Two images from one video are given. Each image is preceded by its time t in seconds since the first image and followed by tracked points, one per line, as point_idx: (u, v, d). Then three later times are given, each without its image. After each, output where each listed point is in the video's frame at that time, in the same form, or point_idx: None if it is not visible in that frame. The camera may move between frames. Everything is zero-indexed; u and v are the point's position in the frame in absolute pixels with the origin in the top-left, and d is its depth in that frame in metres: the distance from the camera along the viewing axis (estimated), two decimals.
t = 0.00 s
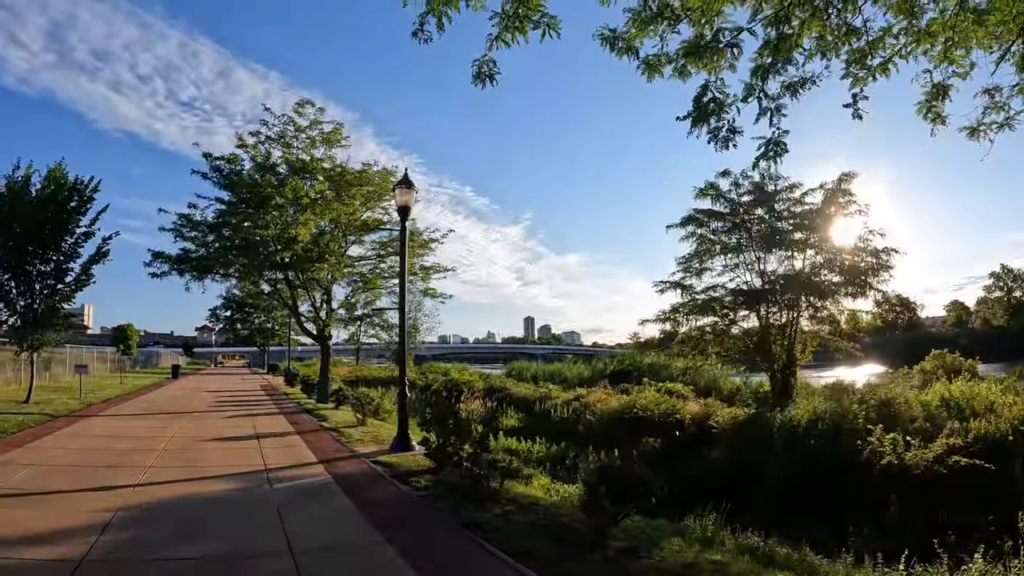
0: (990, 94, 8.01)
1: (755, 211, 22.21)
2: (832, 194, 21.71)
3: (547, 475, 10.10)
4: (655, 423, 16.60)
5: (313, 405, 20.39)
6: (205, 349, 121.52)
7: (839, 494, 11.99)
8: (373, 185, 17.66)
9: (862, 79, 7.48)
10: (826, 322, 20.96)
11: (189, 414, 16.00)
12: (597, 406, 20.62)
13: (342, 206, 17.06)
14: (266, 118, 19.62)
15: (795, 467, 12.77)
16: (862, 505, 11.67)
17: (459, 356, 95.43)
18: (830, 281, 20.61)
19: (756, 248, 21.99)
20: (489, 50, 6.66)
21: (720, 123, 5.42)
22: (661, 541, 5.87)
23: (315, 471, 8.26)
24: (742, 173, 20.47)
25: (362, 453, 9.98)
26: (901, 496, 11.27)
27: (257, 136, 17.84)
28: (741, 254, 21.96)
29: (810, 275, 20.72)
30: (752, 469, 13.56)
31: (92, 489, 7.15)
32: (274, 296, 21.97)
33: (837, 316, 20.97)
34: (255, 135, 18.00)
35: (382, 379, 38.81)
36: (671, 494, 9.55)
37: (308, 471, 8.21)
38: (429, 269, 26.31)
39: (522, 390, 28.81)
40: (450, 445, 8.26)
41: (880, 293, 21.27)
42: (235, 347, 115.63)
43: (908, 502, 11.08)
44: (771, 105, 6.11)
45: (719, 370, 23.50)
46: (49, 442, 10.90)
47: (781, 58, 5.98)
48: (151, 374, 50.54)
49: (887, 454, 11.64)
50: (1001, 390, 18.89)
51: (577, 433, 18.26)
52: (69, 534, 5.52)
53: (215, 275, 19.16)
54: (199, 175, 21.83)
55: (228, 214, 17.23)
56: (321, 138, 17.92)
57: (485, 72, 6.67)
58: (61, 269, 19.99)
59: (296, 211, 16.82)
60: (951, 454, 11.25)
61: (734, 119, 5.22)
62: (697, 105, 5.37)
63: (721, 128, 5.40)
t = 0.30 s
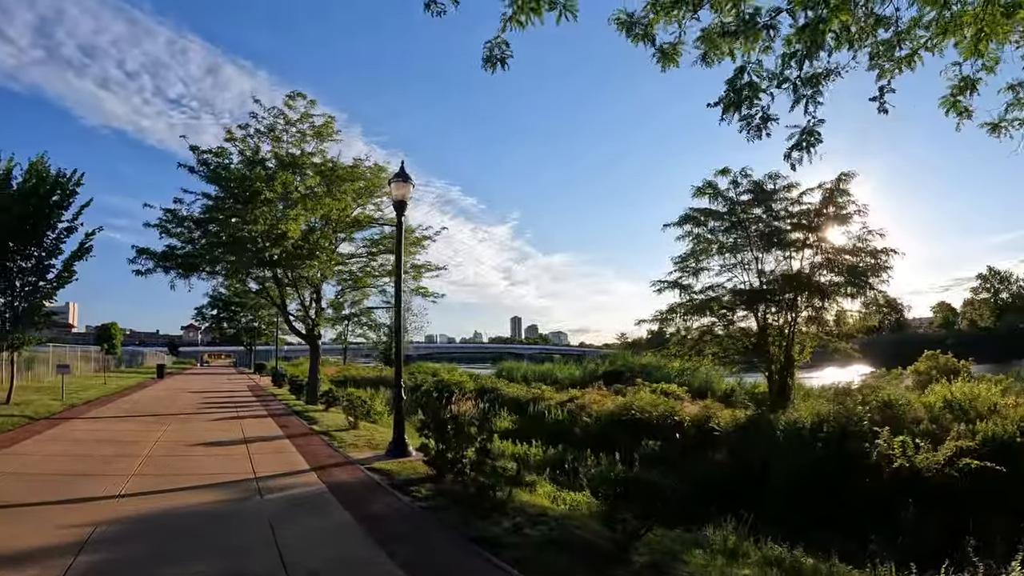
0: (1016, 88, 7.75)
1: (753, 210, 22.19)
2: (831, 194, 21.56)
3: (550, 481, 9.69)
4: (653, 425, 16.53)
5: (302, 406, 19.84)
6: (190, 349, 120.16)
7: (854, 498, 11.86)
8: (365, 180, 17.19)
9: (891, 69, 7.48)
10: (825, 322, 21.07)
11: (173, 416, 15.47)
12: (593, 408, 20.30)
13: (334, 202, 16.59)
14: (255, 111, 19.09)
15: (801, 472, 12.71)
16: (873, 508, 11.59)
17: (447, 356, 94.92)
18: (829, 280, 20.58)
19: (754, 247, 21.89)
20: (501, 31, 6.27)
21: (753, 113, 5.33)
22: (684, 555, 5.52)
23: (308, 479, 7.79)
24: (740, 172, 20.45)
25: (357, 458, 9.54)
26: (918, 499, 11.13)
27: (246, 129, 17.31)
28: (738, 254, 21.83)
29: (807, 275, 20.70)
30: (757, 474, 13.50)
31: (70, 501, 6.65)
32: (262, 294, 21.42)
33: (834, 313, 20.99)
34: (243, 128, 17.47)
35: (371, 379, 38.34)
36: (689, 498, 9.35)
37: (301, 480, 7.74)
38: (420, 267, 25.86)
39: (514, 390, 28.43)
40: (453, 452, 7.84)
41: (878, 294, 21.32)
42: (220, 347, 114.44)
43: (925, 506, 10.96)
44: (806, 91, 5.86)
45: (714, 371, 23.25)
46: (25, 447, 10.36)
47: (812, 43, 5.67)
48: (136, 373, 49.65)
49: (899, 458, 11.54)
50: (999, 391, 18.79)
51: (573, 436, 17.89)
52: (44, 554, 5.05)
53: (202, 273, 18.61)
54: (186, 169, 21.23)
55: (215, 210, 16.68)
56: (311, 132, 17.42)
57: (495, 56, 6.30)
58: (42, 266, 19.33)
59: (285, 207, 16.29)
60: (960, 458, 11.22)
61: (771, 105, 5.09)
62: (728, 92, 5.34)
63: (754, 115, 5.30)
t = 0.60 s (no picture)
0: None
1: (753, 206, 21.87)
2: (831, 190, 21.26)
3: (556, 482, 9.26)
4: (655, 425, 16.29)
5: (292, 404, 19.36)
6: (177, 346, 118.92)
7: (867, 497, 11.46)
8: (359, 171, 16.70)
9: (921, 54, 7.24)
10: (826, 319, 20.88)
11: (160, 414, 14.94)
12: (590, 406, 19.95)
13: (327, 193, 16.11)
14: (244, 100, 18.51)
15: (811, 471, 12.58)
16: (890, 509, 11.16)
17: (437, 354, 94.39)
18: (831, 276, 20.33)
19: (753, 244, 21.59)
20: (515, 2, 5.83)
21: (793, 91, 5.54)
22: (714, 564, 5.15)
23: (300, 483, 7.27)
24: (741, 168, 20.18)
25: (352, 459, 9.09)
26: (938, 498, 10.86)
27: (236, 118, 16.76)
28: (738, 250, 21.61)
29: (808, 272, 20.46)
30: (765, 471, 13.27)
31: (42, 507, 6.10)
32: (251, 289, 20.82)
33: (839, 306, 20.74)
34: (233, 117, 16.92)
35: (361, 377, 37.83)
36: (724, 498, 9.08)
37: (292, 483, 7.23)
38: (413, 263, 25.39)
39: (508, 388, 28.04)
40: (456, 454, 7.37)
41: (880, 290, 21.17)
42: (208, 345, 113.38)
43: (947, 506, 10.68)
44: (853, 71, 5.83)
45: (712, 369, 22.97)
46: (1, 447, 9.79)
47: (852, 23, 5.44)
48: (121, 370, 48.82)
49: (915, 457, 11.36)
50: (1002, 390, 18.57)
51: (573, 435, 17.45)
52: (17, 566, 4.57)
53: (190, 266, 18.06)
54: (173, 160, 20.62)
55: (203, 201, 16.13)
56: (303, 122, 16.89)
57: (509, 31, 5.88)
58: (25, 258, 18.66)
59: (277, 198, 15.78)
60: (973, 457, 11.19)
61: (806, 91, 5.14)
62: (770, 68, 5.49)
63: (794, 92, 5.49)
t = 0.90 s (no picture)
0: None
1: (757, 203, 21.52)
2: (836, 187, 20.89)
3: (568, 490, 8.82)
4: (661, 426, 15.85)
5: (287, 406, 18.85)
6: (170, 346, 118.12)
7: (881, 493, 11.33)
8: (355, 165, 16.20)
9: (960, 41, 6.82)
10: (830, 318, 20.57)
11: (150, 417, 14.41)
12: (592, 406, 19.53)
13: (324, 187, 15.59)
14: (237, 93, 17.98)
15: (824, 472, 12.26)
16: (914, 507, 10.92)
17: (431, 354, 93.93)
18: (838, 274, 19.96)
19: (757, 242, 21.24)
20: None
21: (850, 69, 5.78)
22: None
23: (299, 494, 6.79)
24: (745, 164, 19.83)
25: (353, 466, 8.62)
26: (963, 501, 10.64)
27: (229, 110, 16.23)
28: (741, 247, 21.25)
29: (815, 270, 20.08)
30: (777, 471, 12.95)
31: (20, 524, 5.59)
32: (243, 288, 20.28)
33: (847, 303, 20.33)
34: (226, 110, 16.39)
35: (356, 376, 37.33)
36: (750, 504, 8.76)
37: (291, 495, 6.75)
38: (410, 260, 24.90)
39: (506, 388, 27.60)
40: (467, 463, 6.93)
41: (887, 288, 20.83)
42: (200, 344, 112.66)
43: (972, 509, 10.46)
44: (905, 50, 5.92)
45: (714, 368, 22.58)
46: None
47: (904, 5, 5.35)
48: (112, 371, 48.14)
49: (934, 458, 11.14)
50: (1011, 389, 18.29)
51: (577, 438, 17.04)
52: None
53: (180, 264, 17.51)
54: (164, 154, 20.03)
55: (195, 195, 15.58)
56: (298, 115, 16.37)
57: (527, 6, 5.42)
58: (10, 254, 18.06)
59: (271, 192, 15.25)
60: (992, 457, 10.96)
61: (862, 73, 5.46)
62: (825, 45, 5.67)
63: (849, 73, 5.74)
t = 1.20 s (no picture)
0: None
1: (768, 197, 21.11)
2: (848, 180, 20.49)
3: (590, 491, 8.36)
4: (673, 425, 15.40)
5: (287, 405, 18.38)
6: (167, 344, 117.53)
7: (908, 497, 11.02)
8: (358, 156, 15.73)
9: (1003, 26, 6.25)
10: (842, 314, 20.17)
11: (147, 417, 13.94)
12: (600, 404, 19.11)
13: (327, 179, 15.11)
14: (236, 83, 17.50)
15: (843, 472, 12.07)
16: (935, 508, 10.58)
17: (429, 351, 93.44)
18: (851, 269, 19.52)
19: (767, 237, 20.81)
20: None
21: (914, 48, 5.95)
22: None
23: (307, 501, 6.31)
24: (756, 158, 19.41)
25: (362, 468, 8.15)
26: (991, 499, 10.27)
27: (228, 100, 15.75)
28: (751, 242, 20.83)
29: (827, 266, 19.57)
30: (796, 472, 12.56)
31: (7, 535, 5.13)
32: (242, 284, 19.77)
33: (860, 298, 19.86)
34: (226, 100, 15.91)
35: (355, 374, 36.88)
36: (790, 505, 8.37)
37: (299, 501, 6.26)
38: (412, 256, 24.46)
39: (509, 386, 27.17)
40: (488, 466, 6.45)
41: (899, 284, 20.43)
42: (197, 342, 112.10)
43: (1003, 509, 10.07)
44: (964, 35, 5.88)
45: (722, 366, 22.16)
46: None
47: None
48: (109, 369, 47.60)
49: (960, 456, 10.76)
50: None
51: (586, 438, 16.63)
52: None
53: (178, 259, 17.04)
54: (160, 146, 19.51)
55: (193, 187, 15.10)
56: (300, 105, 15.89)
57: None
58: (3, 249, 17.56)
59: (272, 184, 14.77)
60: (1020, 454, 10.57)
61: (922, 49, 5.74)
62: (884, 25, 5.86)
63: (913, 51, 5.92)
